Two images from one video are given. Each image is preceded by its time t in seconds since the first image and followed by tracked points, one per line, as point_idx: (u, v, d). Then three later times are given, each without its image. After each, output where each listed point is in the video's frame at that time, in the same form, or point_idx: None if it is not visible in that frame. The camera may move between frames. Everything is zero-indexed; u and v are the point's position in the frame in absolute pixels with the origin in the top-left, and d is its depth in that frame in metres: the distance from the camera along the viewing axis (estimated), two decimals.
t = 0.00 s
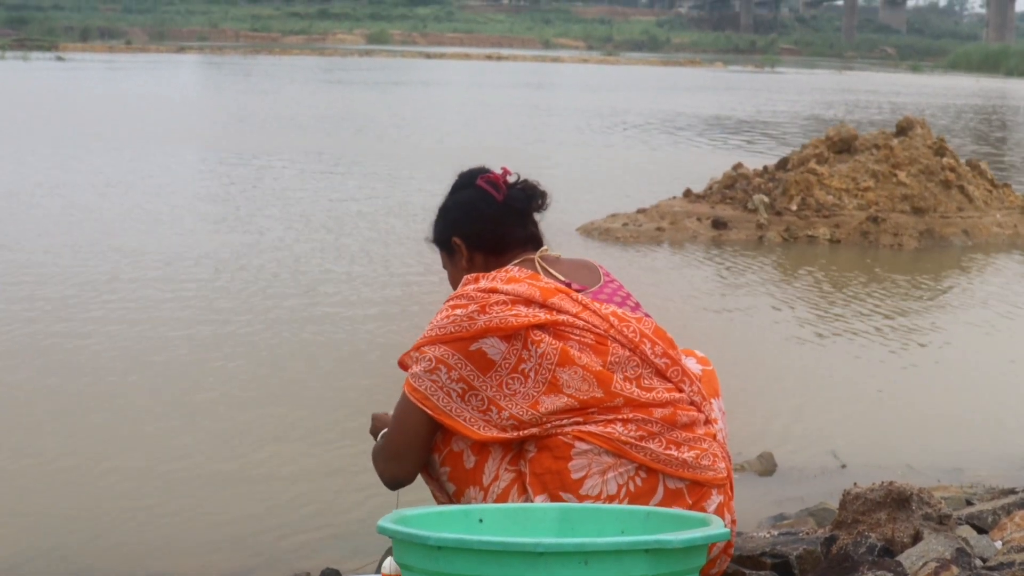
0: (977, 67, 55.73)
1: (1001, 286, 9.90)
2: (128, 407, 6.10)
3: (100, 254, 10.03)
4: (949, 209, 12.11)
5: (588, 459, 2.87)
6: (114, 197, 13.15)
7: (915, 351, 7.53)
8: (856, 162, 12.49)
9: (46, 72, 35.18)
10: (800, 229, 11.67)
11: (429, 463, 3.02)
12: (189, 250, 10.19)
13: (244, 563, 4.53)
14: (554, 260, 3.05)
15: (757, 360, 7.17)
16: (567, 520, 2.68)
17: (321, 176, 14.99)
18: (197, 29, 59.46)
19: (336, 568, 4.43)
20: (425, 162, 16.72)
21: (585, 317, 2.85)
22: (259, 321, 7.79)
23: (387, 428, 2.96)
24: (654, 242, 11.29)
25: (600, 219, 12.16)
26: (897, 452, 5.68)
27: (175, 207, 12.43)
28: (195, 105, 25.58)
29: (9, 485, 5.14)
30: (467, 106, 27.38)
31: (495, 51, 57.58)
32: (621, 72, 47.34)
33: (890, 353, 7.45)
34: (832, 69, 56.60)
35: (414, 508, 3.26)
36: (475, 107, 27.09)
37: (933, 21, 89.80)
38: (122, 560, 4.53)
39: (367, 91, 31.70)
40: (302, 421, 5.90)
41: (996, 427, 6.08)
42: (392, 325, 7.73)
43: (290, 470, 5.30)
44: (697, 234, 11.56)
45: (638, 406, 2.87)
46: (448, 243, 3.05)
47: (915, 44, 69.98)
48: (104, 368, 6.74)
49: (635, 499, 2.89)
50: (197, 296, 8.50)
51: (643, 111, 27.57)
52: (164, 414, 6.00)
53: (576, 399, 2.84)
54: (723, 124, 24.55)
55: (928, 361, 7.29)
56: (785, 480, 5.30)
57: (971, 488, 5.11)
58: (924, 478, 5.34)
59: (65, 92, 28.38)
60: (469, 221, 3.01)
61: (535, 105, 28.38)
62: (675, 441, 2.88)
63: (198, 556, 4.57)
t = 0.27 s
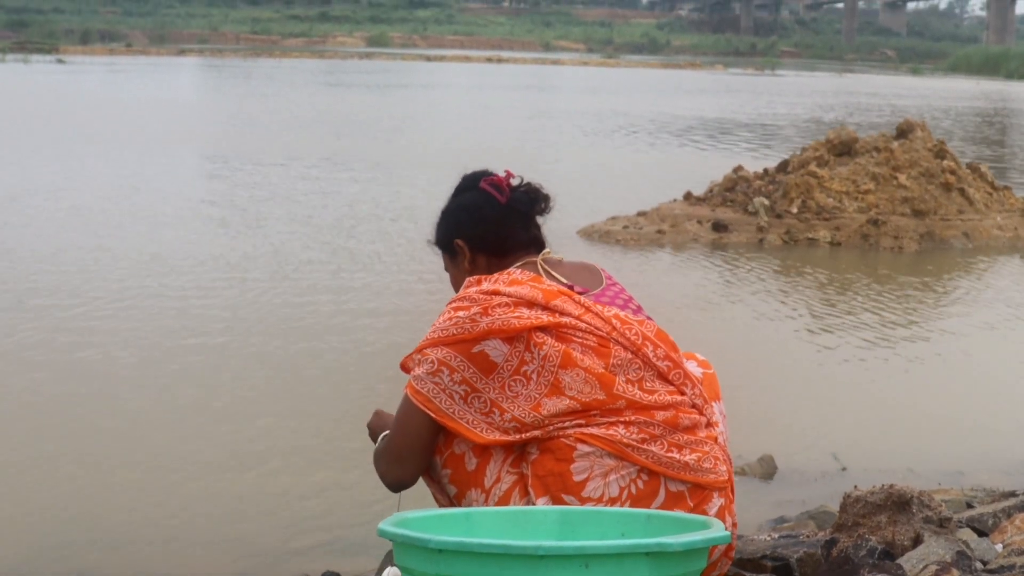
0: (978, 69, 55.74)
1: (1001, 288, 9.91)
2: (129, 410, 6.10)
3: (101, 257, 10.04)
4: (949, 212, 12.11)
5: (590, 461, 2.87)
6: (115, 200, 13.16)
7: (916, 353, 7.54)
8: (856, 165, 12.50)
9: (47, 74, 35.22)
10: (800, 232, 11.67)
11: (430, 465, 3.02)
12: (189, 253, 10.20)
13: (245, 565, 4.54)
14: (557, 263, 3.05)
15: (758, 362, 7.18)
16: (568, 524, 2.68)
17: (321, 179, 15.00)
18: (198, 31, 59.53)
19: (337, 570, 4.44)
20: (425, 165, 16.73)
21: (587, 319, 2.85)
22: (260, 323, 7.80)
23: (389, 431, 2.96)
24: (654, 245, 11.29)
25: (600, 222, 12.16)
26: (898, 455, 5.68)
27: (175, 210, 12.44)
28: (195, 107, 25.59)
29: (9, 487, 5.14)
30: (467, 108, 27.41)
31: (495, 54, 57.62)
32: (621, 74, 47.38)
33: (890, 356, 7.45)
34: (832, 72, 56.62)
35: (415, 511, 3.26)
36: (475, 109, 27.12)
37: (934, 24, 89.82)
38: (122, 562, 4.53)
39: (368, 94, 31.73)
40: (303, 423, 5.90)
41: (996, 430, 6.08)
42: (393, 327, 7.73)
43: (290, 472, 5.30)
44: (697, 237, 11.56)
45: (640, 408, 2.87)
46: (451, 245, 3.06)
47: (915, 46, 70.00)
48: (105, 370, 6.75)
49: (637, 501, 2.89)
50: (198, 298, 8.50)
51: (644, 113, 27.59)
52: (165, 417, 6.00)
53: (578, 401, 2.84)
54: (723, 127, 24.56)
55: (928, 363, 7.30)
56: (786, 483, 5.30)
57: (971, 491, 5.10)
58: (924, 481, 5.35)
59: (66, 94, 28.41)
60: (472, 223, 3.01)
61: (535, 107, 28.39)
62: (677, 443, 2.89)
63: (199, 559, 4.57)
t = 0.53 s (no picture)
0: (979, 72, 55.79)
1: (1002, 291, 9.91)
2: (129, 412, 6.11)
3: (102, 259, 10.05)
4: (950, 214, 12.11)
5: (594, 464, 2.87)
6: (115, 203, 13.17)
7: (917, 356, 7.54)
8: (857, 167, 12.51)
9: (48, 77, 35.27)
10: (801, 234, 11.68)
11: (433, 468, 3.02)
12: (190, 255, 10.21)
13: (246, 567, 4.54)
14: (559, 266, 3.05)
15: (758, 365, 7.18)
16: (571, 527, 2.68)
17: (322, 181, 15.01)
18: (199, 34, 59.60)
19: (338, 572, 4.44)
20: (426, 167, 16.75)
21: (590, 323, 2.85)
22: (261, 326, 7.80)
23: (391, 435, 2.96)
24: (655, 248, 11.29)
25: (601, 225, 12.17)
26: (900, 458, 5.68)
27: (176, 213, 12.45)
28: (197, 110, 25.63)
29: (8, 491, 5.14)
30: (467, 111, 27.44)
31: (496, 57, 57.68)
32: (622, 77, 47.43)
33: (892, 358, 7.45)
34: (832, 75, 56.67)
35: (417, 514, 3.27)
36: (476, 112, 27.15)
37: (934, 27, 89.91)
38: (122, 564, 4.53)
39: (369, 97, 31.77)
40: (303, 426, 5.91)
41: (997, 433, 6.08)
42: (394, 330, 7.74)
43: (291, 475, 5.31)
44: (698, 239, 11.56)
45: (643, 412, 2.87)
46: (452, 248, 3.06)
47: (915, 49, 70.05)
48: (105, 372, 6.75)
49: (640, 505, 2.89)
50: (198, 300, 8.50)
51: (645, 116, 27.61)
52: (165, 419, 6.00)
53: (581, 404, 2.84)
54: (724, 129, 24.59)
55: (930, 366, 7.30)
56: (787, 485, 5.30)
57: (972, 494, 5.10)
58: (926, 483, 5.35)
59: (67, 97, 28.45)
60: (472, 227, 3.01)
61: (536, 110, 28.40)
62: (679, 447, 2.89)
63: (199, 561, 4.57)
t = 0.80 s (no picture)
0: (979, 73, 55.81)
1: (1003, 293, 9.90)
2: (130, 414, 6.11)
3: (103, 261, 10.05)
4: (951, 216, 12.11)
5: (594, 466, 2.87)
6: (116, 205, 13.18)
7: (918, 358, 7.53)
8: (858, 169, 12.51)
9: (49, 79, 35.31)
10: (802, 236, 11.68)
11: (433, 470, 3.02)
12: (190, 257, 10.22)
13: (246, 569, 4.54)
14: (558, 268, 3.05)
15: (759, 366, 7.18)
16: (571, 529, 2.68)
17: (322, 183, 15.02)
18: (200, 36, 59.67)
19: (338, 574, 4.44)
20: (426, 169, 16.76)
21: (590, 325, 2.85)
22: (261, 328, 7.81)
23: (390, 438, 2.96)
24: (655, 250, 11.29)
25: (602, 227, 12.17)
26: (901, 460, 5.67)
27: (176, 214, 12.46)
28: (197, 112, 25.66)
29: (8, 493, 5.14)
30: (468, 113, 27.46)
31: (496, 59, 57.71)
32: (623, 79, 47.45)
33: (894, 360, 7.45)
34: (833, 76, 56.70)
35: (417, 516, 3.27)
36: (476, 114, 27.17)
37: (934, 29, 89.98)
38: (122, 567, 4.53)
39: (369, 98, 31.80)
40: (304, 428, 5.91)
41: (997, 434, 6.08)
42: (395, 332, 7.74)
43: (291, 477, 5.31)
44: (699, 241, 11.56)
45: (643, 414, 2.87)
46: (452, 250, 3.05)
47: (915, 51, 70.08)
48: (106, 375, 6.75)
49: (640, 507, 2.90)
50: (199, 302, 8.51)
51: (645, 118, 27.63)
52: (165, 422, 6.00)
53: (581, 407, 2.84)
54: (724, 131, 24.61)
55: (931, 368, 7.30)
56: (788, 487, 5.30)
57: (973, 496, 5.10)
58: (926, 485, 5.34)
59: (68, 99, 28.48)
60: (472, 229, 3.01)
61: (536, 112, 28.41)
62: (680, 449, 2.89)
63: (200, 563, 4.57)
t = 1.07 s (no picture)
0: (980, 74, 55.83)
1: (1003, 294, 9.92)
2: (131, 415, 6.11)
3: (103, 262, 10.06)
4: (952, 218, 12.11)
5: (593, 467, 2.87)
6: (116, 206, 13.18)
7: (920, 359, 7.53)
8: (859, 170, 12.51)
9: (50, 80, 35.37)
10: (803, 237, 11.68)
11: (433, 471, 3.02)
12: (191, 258, 10.22)
13: (246, 569, 4.53)
14: (558, 269, 3.05)
15: (760, 367, 7.18)
16: (572, 530, 2.68)
17: (322, 184, 15.03)
18: (201, 37, 59.70)
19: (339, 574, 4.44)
20: (427, 170, 16.76)
21: (590, 326, 2.85)
22: (262, 328, 7.80)
23: (390, 438, 2.96)
24: (656, 250, 11.29)
25: (603, 227, 12.17)
26: (901, 461, 5.67)
27: (177, 215, 12.46)
28: (198, 113, 25.67)
29: (8, 494, 5.13)
30: (468, 114, 27.48)
31: (497, 60, 57.74)
32: (623, 80, 47.48)
33: (894, 361, 7.45)
34: (833, 78, 56.73)
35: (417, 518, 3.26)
36: (476, 115, 27.18)
37: (935, 30, 90.03)
38: (122, 567, 4.53)
39: (369, 99, 31.82)
40: (304, 428, 5.91)
41: (998, 436, 6.08)
42: (395, 333, 7.74)
43: (291, 477, 5.30)
44: (699, 242, 11.56)
45: (642, 415, 2.88)
46: (451, 251, 3.05)
47: (916, 53, 70.11)
48: (106, 375, 6.75)
49: (640, 508, 2.90)
50: (200, 303, 8.51)
51: (645, 119, 27.64)
52: (166, 422, 6.00)
53: (580, 408, 2.84)
54: (725, 132, 24.62)
55: (932, 369, 7.30)
56: (788, 488, 5.29)
57: (974, 497, 5.10)
58: (927, 486, 5.34)
59: (68, 100, 28.50)
60: (471, 230, 3.01)
61: (536, 113, 28.43)
62: (679, 450, 2.89)
63: (200, 563, 4.57)
